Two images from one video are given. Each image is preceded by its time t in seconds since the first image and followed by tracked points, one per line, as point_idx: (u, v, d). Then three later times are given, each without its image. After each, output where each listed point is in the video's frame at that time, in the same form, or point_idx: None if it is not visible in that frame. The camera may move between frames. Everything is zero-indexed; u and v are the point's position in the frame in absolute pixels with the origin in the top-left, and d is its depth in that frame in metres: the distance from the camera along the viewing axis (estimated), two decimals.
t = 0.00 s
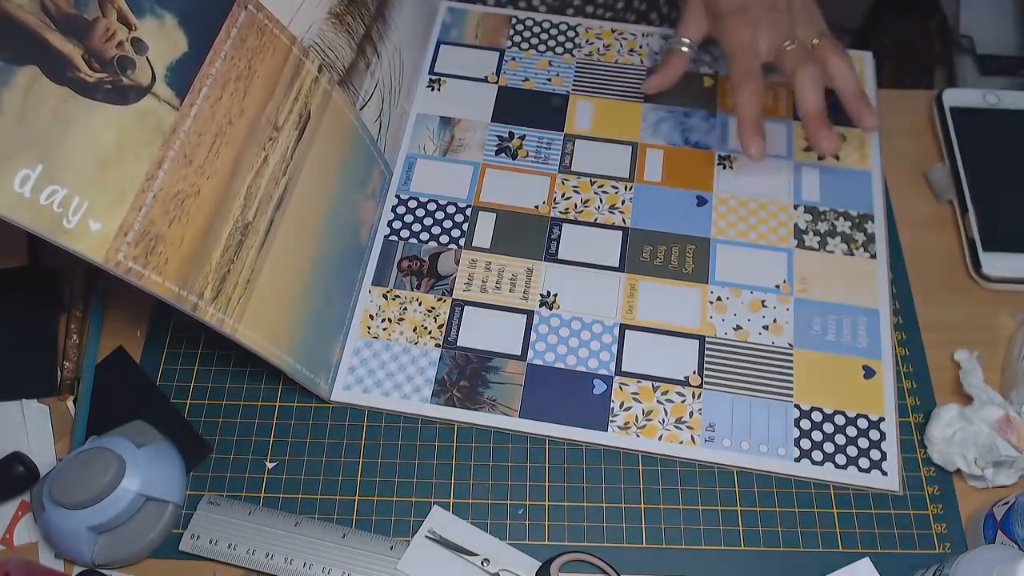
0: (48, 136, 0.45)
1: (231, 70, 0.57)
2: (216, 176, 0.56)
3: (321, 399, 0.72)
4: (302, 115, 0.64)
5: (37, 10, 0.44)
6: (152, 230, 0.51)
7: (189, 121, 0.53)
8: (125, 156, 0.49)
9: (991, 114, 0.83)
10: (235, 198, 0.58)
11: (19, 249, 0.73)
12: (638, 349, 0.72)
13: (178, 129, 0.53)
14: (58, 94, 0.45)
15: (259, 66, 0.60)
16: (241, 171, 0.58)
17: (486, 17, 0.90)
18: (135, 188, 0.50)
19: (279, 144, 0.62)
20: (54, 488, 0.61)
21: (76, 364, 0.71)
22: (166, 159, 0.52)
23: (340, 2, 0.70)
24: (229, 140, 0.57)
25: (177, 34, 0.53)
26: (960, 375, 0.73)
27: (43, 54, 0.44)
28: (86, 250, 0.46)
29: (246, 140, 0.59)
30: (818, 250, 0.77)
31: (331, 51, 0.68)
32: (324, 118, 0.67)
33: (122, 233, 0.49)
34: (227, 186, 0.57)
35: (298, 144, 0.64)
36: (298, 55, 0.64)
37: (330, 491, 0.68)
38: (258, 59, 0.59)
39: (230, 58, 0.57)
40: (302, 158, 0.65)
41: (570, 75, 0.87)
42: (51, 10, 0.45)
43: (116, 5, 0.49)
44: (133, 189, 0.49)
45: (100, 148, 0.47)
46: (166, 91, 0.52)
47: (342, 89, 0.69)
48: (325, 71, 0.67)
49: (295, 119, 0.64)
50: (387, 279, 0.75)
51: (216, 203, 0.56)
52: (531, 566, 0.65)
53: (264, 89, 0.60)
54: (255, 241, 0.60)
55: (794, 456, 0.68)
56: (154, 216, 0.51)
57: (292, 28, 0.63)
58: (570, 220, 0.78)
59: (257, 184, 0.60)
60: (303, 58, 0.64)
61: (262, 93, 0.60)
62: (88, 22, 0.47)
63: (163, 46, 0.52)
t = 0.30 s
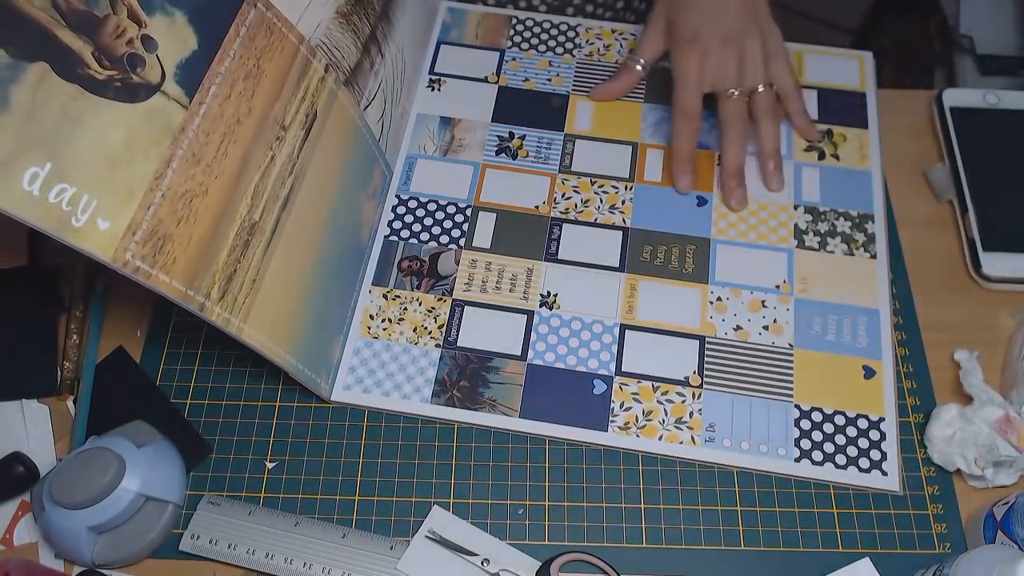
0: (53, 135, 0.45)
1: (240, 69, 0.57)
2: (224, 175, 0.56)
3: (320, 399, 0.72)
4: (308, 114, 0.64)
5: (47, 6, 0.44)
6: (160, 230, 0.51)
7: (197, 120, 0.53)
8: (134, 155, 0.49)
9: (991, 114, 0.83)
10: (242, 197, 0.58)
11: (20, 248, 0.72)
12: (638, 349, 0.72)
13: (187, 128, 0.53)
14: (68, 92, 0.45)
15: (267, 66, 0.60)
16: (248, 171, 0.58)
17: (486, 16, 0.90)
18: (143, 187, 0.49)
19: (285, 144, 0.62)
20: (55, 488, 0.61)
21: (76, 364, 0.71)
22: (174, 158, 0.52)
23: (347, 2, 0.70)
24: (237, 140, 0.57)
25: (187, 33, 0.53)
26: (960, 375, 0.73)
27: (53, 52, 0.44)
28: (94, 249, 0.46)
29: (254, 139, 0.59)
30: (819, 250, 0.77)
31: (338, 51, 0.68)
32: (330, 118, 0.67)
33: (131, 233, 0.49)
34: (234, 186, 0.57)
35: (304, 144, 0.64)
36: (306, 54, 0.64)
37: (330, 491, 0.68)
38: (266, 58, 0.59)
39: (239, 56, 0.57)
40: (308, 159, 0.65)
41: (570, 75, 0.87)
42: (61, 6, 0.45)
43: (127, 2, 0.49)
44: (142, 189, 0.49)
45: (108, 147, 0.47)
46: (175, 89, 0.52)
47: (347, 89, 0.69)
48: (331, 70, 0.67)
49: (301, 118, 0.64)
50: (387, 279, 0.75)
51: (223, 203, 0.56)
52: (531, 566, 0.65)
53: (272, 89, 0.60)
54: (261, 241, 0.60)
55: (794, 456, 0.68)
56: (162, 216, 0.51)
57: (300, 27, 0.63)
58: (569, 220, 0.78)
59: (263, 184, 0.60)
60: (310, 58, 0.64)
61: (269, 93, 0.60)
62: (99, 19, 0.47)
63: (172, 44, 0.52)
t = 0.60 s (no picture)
0: (52, 136, 0.45)
1: (235, 70, 0.57)
2: (219, 174, 0.56)
3: (320, 399, 0.72)
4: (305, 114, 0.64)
5: (42, 7, 0.44)
6: (155, 230, 0.51)
7: (192, 120, 0.54)
8: (130, 156, 0.49)
9: (991, 114, 0.83)
10: (238, 197, 0.58)
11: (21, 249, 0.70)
12: (638, 350, 0.72)
13: (182, 129, 0.53)
14: (63, 93, 0.45)
15: (263, 66, 0.60)
16: (244, 171, 0.58)
17: (486, 16, 0.90)
18: (139, 188, 0.50)
19: (282, 144, 0.62)
20: (54, 488, 0.61)
21: (76, 364, 0.71)
22: (170, 159, 0.52)
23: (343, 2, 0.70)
24: (233, 140, 0.57)
25: (182, 33, 0.53)
26: (960, 375, 0.73)
27: (48, 51, 0.44)
28: (90, 250, 0.46)
29: (250, 139, 0.59)
30: (819, 250, 0.77)
31: (333, 50, 0.68)
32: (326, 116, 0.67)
33: (126, 233, 0.49)
34: (230, 186, 0.57)
35: (301, 144, 0.64)
36: (301, 54, 0.64)
37: (330, 491, 0.68)
38: (261, 57, 0.59)
39: (234, 56, 0.57)
40: (305, 158, 0.65)
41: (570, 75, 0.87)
42: (56, 7, 0.45)
43: (122, 3, 0.49)
44: (137, 189, 0.49)
45: (104, 148, 0.47)
46: (170, 90, 0.52)
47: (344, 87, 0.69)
48: (327, 71, 0.67)
49: (298, 118, 0.64)
50: (387, 279, 0.75)
51: (219, 203, 0.56)
52: (531, 566, 0.65)
53: (268, 89, 0.60)
54: (258, 241, 0.60)
55: (794, 456, 0.68)
56: (158, 216, 0.51)
57: (296, 28, 0.63)
58: (569, 220, 0.78)
59: (260, 184, 0.60)
60: (306, 58, 0.64)
61: (265, 92, 0.60)
62: (93, 21, 0.47)
63: (167, 44, 0.52)
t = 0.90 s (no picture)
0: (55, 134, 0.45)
1: (240, 69, 0.57)
2: (225, 174, 0.56)
3: (320, 399, 0.72)
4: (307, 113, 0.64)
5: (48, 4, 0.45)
6: (161, 229, 0.51)
7: (198, 119, 0.54)
8: (136, 154, 0.49)
9: (991, 114, 0.83)
10: (242, 197, 0.58)
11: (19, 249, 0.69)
12: (638, 350, 0.72)
13: (188, 127, 0.53)
14: (70, 91, 0.45)
15: (267, 65, 0.60)
16: (248, 171, 0.58)
17: (486, 16, 0.90)
18: (145, 187, 0.50)
19: (285, 143, 0.62)
20: (55, 488, 0.61)
21: (76, 364, 0.71)
22: (176, 158, 0.52)
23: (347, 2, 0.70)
24: (238, 139, 0.57)
25: (188, 32, 0.53)
26: (960, 375, 0.73)
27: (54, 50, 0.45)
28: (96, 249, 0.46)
29: (254, 139, 0.59)
30: (819, 250, 0.77)
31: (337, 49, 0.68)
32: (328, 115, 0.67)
33: (132, 233, 0.49)
34: (235, 186, 0.57)
35: (304, 144, 0.64)
36: (306, 54, 0.64)
37: (330, 491, 0.68)
38: (266, 57, 0.59)
39: (239, 55, 0.57)
40: (308, 158, 0.65)
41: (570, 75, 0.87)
42: (63, 4, 0.45)
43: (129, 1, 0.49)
44: (143, 188, 0.49)
45: (111, 146, 0.48)
46: (176, 89, 0.52)
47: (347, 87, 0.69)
48: (331, 70, 0.67)
49: (302, 118, 0.64)
50: (387, 280, 0.75)
51: (224, 203, 0.56)
52: (531, 566, 0.65)
53: (272, 88, 0.60)
54: (261, 241, 0.60)
55: (794, 456, 0.68)
56: (164, 216, 0.51)
57: (300, 28, 0.63)
58: (569, 220, 0.78)
59: (263, 184, 0.60)
60: (310, 57, 0.64)
61: (269, 92, 0.60)
62: (100, 18, 0.47)
63: (173, 43, 0.52)
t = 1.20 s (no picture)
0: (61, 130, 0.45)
1: (261, 66, 0.57)
2: (256, 170, 0.56)
3: (320, 399, 0.72)
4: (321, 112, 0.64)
5: None
6: (185, 228, 0.51)
7: (221, 117, 0.54)
8: (161, 151, 0.49)
9: (991, 114, 0.83)
10: (261, 196, 0.58)
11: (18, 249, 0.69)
12: (638, 350, 0.72)
13: (210, 125, 0.53)
14: (97, 85, 0.45)
15: (287, 64, 0.60)
16: (267, 170, 0.58)
17: (486, 16, 0.90)
18: (169, 184, 0.50)
19: (302, 142, 0.62)
20: (55, 488, 0.61)
21: (76, 364, 0.71)
22: (199, 156, 0.52)
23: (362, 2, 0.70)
24: (258, 138, 0.57)
25: (212, 27, 0.53)
26: (960, 375, 0.73)
27: (83, 43, 0.44)
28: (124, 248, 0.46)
29: (273, 138, 0.59)
30: (820, 250, 0.77)
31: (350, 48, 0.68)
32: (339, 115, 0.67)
33: (157, 231, 0.49)
34: (255, 185, 0.57)
35: (319, 143, 0.64)
36: (323, 52, 0.64)
37: (330, 491, 0.68)
38: (286, 55, 0.59)
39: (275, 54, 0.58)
40: (321, 157, 0.65)
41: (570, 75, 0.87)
42: None
43: None
44: (167, 186, 0.50)
45: (137, 142, 0.47)
46: (201, 86, 0.52)
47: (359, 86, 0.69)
48: (345, 70, 0.67)
49: (317, 118, 0.64)
50: (387, 280, 0.75)
51: (244, 202, 0.56)
52: (531, 567, 0.65)
53: (291, 87, 0.60)
54: (276, 240, 0.60)
55: (794, 456, 0.68)
56: (187, 214, 0.51)
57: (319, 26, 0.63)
58: (569, 220, 0.78)
59: (280, 184, 0.60)
60: (327, 57, 0.64)
61: (288, 90, 0.60)
62: (127, 12, 0.47)
63: (198, 38, 0.52)
